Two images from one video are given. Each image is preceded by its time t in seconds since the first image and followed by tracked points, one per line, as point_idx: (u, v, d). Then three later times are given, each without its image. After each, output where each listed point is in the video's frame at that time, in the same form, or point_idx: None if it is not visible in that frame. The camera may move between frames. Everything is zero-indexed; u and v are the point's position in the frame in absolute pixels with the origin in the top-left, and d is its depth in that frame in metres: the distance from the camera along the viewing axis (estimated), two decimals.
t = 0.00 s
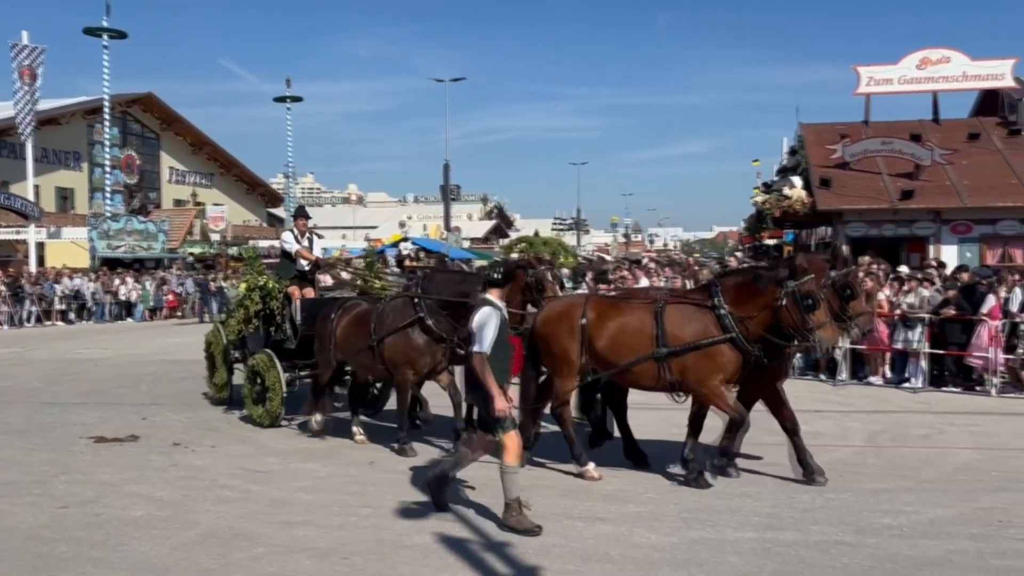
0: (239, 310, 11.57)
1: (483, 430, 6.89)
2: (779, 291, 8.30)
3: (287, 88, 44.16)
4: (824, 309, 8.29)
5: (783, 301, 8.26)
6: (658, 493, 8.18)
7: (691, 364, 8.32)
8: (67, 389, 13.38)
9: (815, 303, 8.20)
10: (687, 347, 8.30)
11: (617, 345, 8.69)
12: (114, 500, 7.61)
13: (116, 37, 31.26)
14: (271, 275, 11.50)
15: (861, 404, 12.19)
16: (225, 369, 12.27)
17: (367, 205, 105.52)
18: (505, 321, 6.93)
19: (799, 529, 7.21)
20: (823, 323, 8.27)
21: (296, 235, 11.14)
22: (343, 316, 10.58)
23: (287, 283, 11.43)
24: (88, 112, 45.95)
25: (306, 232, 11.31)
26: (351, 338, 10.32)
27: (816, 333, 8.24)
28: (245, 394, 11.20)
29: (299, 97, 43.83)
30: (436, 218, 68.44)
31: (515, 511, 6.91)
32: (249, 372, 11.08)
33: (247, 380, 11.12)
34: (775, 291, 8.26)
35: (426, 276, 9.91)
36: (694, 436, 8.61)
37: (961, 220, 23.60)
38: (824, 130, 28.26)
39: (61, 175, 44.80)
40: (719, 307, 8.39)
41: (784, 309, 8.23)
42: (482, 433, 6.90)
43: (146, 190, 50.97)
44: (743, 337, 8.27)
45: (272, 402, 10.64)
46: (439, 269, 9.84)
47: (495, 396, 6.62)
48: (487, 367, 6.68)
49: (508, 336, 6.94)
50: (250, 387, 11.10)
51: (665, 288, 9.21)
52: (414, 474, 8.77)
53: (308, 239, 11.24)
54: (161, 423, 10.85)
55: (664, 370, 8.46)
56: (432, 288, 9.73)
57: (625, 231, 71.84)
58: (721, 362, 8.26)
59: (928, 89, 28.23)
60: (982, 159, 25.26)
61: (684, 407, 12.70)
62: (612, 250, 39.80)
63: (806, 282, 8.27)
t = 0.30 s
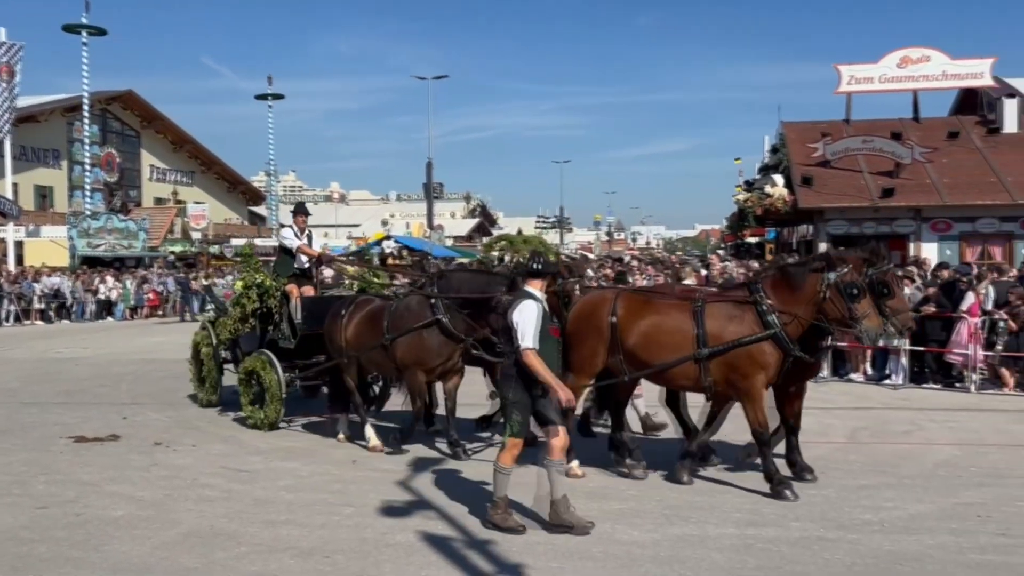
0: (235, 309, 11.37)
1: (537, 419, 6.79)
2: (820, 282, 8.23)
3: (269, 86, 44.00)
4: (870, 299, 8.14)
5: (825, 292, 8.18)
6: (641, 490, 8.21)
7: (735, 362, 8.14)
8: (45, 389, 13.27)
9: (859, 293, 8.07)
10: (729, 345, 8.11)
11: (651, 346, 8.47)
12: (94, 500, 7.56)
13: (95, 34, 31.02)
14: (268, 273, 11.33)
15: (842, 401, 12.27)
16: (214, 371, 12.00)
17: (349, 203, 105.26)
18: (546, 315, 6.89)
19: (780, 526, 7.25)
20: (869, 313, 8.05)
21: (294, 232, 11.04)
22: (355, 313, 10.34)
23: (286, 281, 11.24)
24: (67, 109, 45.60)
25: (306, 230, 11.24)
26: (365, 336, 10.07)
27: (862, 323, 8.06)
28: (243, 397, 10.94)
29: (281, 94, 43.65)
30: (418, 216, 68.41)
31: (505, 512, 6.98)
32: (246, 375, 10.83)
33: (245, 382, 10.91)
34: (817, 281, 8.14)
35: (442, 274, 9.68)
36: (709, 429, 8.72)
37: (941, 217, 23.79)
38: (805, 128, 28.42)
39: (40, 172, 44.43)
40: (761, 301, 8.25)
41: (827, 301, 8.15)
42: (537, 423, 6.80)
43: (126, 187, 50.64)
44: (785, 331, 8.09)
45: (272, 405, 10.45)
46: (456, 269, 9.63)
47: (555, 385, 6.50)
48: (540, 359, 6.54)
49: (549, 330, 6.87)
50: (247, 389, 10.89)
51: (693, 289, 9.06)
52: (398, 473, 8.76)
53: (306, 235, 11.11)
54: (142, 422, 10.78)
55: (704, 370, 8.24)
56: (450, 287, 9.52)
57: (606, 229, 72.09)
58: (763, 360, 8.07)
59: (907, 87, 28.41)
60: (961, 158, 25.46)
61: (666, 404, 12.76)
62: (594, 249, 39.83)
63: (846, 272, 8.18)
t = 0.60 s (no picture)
0: (236, 308, 11.23)
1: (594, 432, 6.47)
2: (871, 281, 8.06)
3: (251, 84, 43.86)
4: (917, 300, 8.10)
5: (876, 290, 8.05)
6: (624, 488, 8.25)
7: (773, 361, 7.98)
8: (25, 388, 13.16)
9: (909, 295, 8.00)
10: (767, 344, 7.98)
11: (688, 348, 8.34)
12: (75, 500, 7.52)
13: (76, 31, 30.84)
14: (269, 272, 11.20)
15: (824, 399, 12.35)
16: (206, 372, 11.79)
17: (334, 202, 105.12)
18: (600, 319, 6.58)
19: (763, 523, 7.29)
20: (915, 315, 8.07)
21: (297, 228, 10.97)
22: (366, 311, 10.17)
23: (286, 280, 11.08)
24: (47, 107, 45.29)
25: (309, 227, 11.13)
26: (377, 338, 9.98)
27: (907, 323, 8.04)
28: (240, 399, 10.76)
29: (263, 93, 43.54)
30: (401, 215, 68.36)
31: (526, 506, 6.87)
32: (247, 376, 10.66)
33: (243, 384, 10.72)
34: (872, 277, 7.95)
35: (459, 274, 9.61)
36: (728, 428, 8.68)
37: (922, 216, 23.94)
38: (787, 128, 28.55)
39: (20, 171, 44.12)
40: (803, 299, 8.11)
41: (877, 301, 8.03)
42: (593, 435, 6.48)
43: (107, 186, 50.35)
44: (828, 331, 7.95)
45: (274, 407, 10.30)
46: (473, 268, 9.56)
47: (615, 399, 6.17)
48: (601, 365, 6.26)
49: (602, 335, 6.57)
50: (246, 392, 10.70)
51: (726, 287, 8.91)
52: (380, 471, 8.78)
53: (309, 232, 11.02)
54: (123, 422, 10.74)
55: (742, 371, 8.12)
56: (469, 286, 9.45)
57: (590, 228, 72.34)
58: (799, 361, 7.94)
59: (889, 87, 28.59)
60: (942, 156, 25.67)
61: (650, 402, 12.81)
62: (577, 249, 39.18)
63: (899, 273, 8.05)
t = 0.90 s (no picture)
0: (239, 309, 10.95)
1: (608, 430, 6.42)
2: (911, 272, 8.05)
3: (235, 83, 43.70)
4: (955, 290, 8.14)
5: (917, 284, 8.04)
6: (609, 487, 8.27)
7: (812, 364, 7.88)
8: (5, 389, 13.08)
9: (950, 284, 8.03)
10: (810, 344, 7.88)
11: (732, 345, 8.25)
12: (57, 501, 7.48)
13: (58, 29, 30.63)
14: (273, 270, 10.95)
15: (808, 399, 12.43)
16: (202, 373, 11.62)
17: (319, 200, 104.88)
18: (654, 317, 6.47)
19: (747, 520, 7.32)
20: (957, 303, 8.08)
21: (301, 224, 10.66)
22: (382, 311, 9.96)
23: (292, 279, 10.83)
24: (29, 105, 44.95)
25: (313, 223, 10.83)
26: (392, 336, 9.72)
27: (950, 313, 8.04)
28: (243, 399, 10.65)
29: (248, 92, 43.39)
30: (386, 214, 68.31)
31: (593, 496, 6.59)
32: (251, 376, 10.52)
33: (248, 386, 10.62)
34: (914, 268, 7.94)
35: (477, 271, 9.57)
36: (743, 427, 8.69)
37: (905, 215, 24.06)
38: (771, 127, 28.64)
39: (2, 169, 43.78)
40: (848, 299, 8.05)
41: (918, 294, 8.02)
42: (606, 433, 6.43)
43: (90, 185, 50.02)
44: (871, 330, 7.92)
45: (280, 409, 10.19)
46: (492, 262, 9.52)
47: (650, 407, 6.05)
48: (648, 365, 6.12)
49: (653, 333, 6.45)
50: (251, 394, 10.61)
51: (767, 286, 8.86)
52: (365, 470, 8.78)
53: (313, 228, 10.74)
54: (106, 422, 10.68)
55: (784, 371, 8.02)
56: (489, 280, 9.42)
57: (575, 227, 72.52)
58: (837, 365, 7.86)
59: (873, 86, 28.73)
60: (925, 155, 25.81)
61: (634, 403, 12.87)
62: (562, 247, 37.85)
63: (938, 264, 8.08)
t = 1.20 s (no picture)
0: (247, 310, 10.71)
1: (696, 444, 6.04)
2: (956, 268, 8.09)
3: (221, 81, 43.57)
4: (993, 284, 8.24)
5: (962, 280, 8.08)
6: (596, 486, 8.29)
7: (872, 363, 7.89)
8: None
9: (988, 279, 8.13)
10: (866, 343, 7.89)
11: (776, 347, 8.21)
12: (41, 502, 7.44)
13: (42, 26, 30.44)
14: (280, 270, 10.78)
15: (793, 399, 12.49)
16: (202, 376, 11.44)
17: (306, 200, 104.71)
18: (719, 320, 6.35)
19: (733, 519, 7.33)
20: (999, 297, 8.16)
21: (307, 223, 10.62)
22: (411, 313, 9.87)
23: (300, 278, 10.72)
24: (13, 103, 44.67)
25: (320, 223, 10.78)
26: (418, 343, 9.73)
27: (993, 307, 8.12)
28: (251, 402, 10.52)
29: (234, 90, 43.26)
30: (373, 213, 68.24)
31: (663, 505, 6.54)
32: (261, 377, 10.39)
33: (254, 386, 10.50)
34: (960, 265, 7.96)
35: (506, 272, 9.51)
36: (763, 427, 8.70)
37: (890, 214, 24.18)
38: (757, 126, 28.73)
39: None
40: (894, 295, 8.06)
41: (965, 290, 8.05)
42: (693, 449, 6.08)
43: (75, 184, 49.74)
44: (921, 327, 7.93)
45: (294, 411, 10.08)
46: (523, 262, 9.49)
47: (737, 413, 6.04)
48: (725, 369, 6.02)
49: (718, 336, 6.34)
50: (260, 396, 10.47)
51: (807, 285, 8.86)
52: (352, 470, 8.77)
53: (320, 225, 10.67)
54: (91, 422, 10.63)
55: (837, 370, 8.01)
56: (519, 282, 9.36)
57: (562, 226, 72.67)
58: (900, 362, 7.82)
59: (859, 86, 28.87)
60: (910, 155, 25.92)
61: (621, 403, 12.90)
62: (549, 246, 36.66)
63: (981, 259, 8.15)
